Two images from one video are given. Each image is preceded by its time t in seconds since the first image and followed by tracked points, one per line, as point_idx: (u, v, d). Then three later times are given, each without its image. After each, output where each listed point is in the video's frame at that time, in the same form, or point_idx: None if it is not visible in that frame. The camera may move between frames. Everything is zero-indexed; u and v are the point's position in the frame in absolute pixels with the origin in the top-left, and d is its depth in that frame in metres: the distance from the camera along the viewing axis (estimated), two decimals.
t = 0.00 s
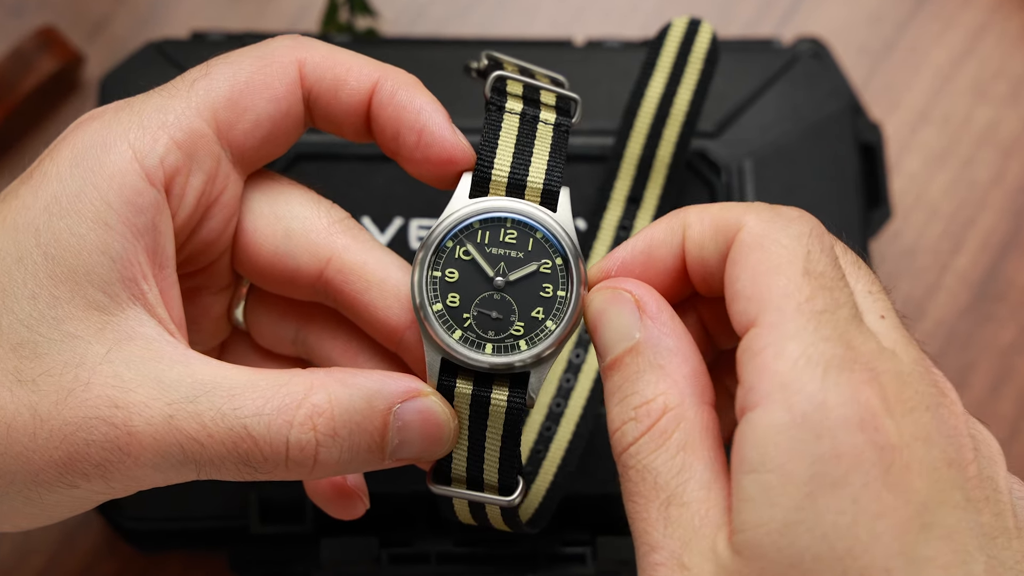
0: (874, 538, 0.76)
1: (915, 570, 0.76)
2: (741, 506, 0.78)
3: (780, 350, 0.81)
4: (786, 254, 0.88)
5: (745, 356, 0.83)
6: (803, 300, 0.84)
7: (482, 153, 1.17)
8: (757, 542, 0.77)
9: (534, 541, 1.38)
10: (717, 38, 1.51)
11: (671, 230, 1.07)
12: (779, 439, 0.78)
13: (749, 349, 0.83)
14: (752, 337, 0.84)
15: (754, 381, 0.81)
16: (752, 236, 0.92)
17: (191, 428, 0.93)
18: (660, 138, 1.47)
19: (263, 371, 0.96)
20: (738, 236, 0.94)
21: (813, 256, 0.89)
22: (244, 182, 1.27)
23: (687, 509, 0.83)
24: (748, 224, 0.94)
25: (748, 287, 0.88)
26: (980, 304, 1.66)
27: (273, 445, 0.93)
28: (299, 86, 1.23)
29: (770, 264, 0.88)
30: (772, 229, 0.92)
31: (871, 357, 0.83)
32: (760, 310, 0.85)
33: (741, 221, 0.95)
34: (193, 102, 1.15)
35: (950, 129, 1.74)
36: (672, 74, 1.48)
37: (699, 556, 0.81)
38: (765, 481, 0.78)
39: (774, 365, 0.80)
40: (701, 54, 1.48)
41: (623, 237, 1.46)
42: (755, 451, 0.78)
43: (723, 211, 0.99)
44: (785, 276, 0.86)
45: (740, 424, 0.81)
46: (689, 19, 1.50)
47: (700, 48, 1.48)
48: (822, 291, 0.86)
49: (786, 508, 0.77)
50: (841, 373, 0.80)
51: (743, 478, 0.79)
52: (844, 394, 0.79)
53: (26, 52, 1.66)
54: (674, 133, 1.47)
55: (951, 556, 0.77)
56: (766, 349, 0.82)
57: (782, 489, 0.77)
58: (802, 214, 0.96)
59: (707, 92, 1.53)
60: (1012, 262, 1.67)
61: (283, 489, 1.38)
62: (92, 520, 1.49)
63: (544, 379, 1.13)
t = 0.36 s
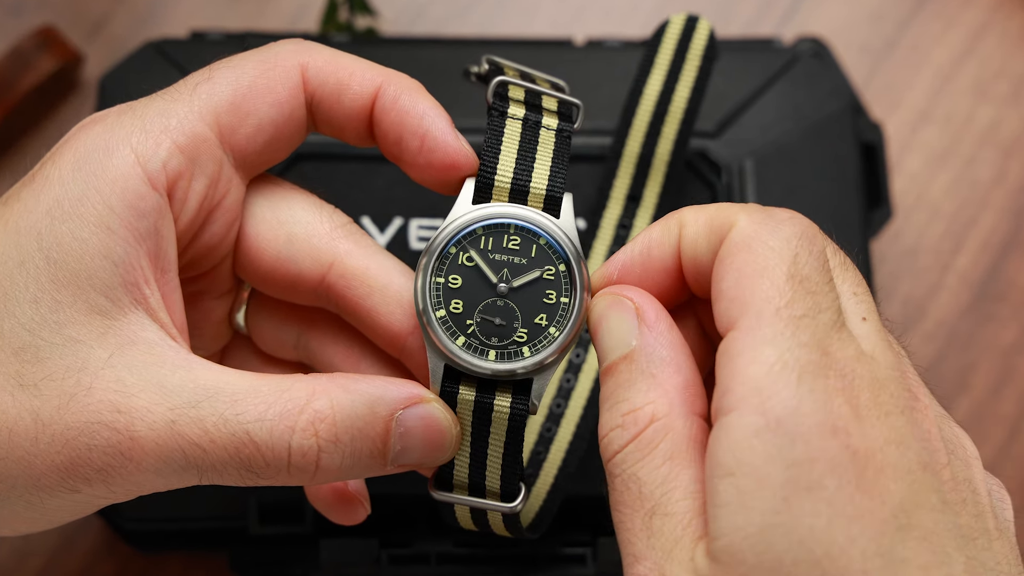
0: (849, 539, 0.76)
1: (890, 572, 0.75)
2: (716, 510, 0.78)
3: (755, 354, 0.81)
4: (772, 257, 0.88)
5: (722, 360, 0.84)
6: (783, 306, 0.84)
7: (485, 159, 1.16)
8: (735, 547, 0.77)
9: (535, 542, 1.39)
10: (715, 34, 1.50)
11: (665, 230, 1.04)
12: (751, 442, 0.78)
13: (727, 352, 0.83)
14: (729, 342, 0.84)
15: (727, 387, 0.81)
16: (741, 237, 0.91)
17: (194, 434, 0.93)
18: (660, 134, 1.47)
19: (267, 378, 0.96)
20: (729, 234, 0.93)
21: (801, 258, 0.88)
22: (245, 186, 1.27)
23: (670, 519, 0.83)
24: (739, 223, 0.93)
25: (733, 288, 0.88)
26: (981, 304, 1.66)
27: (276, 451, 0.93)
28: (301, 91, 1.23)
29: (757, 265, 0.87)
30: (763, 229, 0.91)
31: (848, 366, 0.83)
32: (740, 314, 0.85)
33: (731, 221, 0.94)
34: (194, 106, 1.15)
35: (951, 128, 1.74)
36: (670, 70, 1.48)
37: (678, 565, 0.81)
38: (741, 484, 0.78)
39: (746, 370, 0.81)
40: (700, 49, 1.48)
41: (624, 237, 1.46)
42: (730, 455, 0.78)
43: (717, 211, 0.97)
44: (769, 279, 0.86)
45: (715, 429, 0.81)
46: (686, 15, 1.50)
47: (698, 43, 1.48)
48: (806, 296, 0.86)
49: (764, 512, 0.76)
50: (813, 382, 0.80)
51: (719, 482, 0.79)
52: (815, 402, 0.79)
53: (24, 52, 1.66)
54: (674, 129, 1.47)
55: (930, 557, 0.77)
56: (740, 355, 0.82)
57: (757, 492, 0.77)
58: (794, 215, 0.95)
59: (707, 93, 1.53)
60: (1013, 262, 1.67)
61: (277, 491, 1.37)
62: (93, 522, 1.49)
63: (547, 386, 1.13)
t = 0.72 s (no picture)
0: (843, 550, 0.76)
1: None
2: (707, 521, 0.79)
3: (743, 364, 0.81)
4: (763, 259, 0.87)
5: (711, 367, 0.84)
6: (773, 312, 0.84)
7: (484, 159, 1.16)
8: (725, 560, 0.78)
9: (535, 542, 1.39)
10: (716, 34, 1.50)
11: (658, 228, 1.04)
12: (739, 454, 0.79)
13: (716, 359, 0.83)
14: (717, 349, 0.84)
15: (713, 396, 0.82)
16: (732, 238, 0.90)
17: (193, 433, 0.93)
18: (660, 133, 1.47)
19: (266, 377, 0.96)
20: (720, 235, 0.92)
21: (792, 260, 0.87)
22: (245, 186, 1.26)
23: (667, 526, 0.84)
24: (730, 223, 0.92)
25: (723, 292, 0.87)
26: (982, 304, 1.65)
27: (275, 451, 0.93)
28: (301, 90, 1.23)
29: (747, 268, 0.87)
30: (753, 231, 0.90)
31: (835, 371, 0.83)
32: (730, 319, 0.85)
33: (720, 220, 0.93)
34: (194, 105, 1.15)
35: (952, 128, 1.73)
36: (671, 70, 1.47)
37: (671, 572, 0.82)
38: (730, 497, 0.78)
39: (734, 378, 0.81)
40: (700, 47, 1.48)
41: (624, 236, 1.46)
42: (718, 466, 0.79)
43: (710, 209, 0.96)
44: (759, 285, 0.86)
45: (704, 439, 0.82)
46: (688, 16, 1.50)
47: (699, 43, 1.48)
48: (795, 299, 0.85)
49: (753, 524, 0.77)
50: (801, 391, 0.80)
51: (708, 495, 0.79)
52: (797, 409, 0.79)
53: (23, 51, 1.66)
54: (674, 129, 1.47)
55: (921, 564, 0.78)
56: (728, 362, 0.82)
57: (746, 505, 0.78)
58: (788, 212, 0.93)
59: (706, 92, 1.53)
60: (1013, 262, 1.67)
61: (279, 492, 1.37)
62: (90, 523, 1.48)
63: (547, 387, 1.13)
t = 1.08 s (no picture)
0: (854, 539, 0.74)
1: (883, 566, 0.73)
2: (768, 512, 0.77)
3: (800, 357, 0.80)
4: (795, 255, 0.88)
5: (764, 364, 0.83)
6: (818, 302, 0.83)
7: (481, 151, 1.16)
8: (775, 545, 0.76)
9: (535, 542, 1.38)
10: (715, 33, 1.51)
11: (668, 227, 1.06)
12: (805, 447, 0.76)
13: (768, 354, 0.83)
14: (770, 343, 0.83)
15: (776, 388, 0.80)
16: (755, 239, 0.91)
17: (192, 429, 0.93)
18: (660, 133, 1.47)
19: (265, 371, 0.96)
20: (742, 238, 0.92)
21: (822, 253, 0.88)
22: (243, 181, 1.26)
23: (707, 504, 0.81)
24: (750, 226, 0.92)
25: (761, 292, 0.87)
26: (984, 304, 1.65)
27: (274, 446, 0.93)
28: (299, 83, 1.23)
29: (781, 267, 0.87)
30: (776, 229, 0.90)
31: (891, 355, 0.81)
32: (774, 314, 0.85)
33: (743, 224, 0.94)
34: (192, 101, 1.15)
35: (953, 127, 1.73)
36: (671, 69, 1.48)
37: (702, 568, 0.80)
38: (792, 490, 0.76)
39: (793, 371, 0.80)
40: (700, 46, 1.48)
41: (624, 234, 1.45)
42: (782, 457, 0.77)
43: (722, 211, 0.97)
44: (797, 279, 0.85)
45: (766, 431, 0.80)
46: (686, 14, 1.50)
47: (698, 42, 1.48)
48: (835, 289, 0.85)
49: (807, 517, 0.75)
50: (862, 377, 0.78)
51: (772, 486, 0.78)
52: (868, 398, 0.77)
53: (22, 50, 1.66)
54: (674, 127, 1.47)
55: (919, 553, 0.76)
56: (784, 355, 0.81)
57: (810, 498, 0.75)
58: (808, 211, 0.94)
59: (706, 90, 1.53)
60: (1015, 262, 1.66)
61: (277, 490, 1.36)
62: (87, 523, 1.47)
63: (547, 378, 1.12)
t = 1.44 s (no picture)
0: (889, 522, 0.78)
1: None
2: (823, 499, 0.79)
3: (854, 350, 0.83)
4: (827, 262, 0.91)
5: (813, 362, 0.86)
6: (861, 301, 0.87)
7: (483, 154, 1.16)
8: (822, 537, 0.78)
9: (535, 543, 1.38)
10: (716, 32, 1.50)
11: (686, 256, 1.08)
12: (864, 434, 0.79)
13: (818, 355, 0.85)
14: (818, 343, 0.86)
15: (830, 382, 0.83)
16: (786, 255, 0.94)
17: (192, 432, 0.93)
18: (660, 131, 1.47)
19: (266, 374, 0.96)
20: (773, 257, 0.96)
21: (854, 259, 0.92)
22: (244, 183, 1.26)
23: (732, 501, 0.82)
24: (779, 242, 0.96)
25: (799, 300, 0.90)
26: (985, 305, 1.65)
27: (274, 449, 0.93)
28: (299, 85, 1.23)
29: (818, 274, 0.90)
30: (806, 242, 0.94)
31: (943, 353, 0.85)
32: (824, 313, 0.87)
33: (770, 241, 0.97)
34: (193, 103, 1.14)
35: (954, 127, 1.73)
36: (671, 69, 1.47)
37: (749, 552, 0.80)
38: (853, 477, 0.79)
39: (848, 365, 0.82)
40: (700, 45, 1.48)
41: (624, 233, 1.45)
42: (840, 447, 0.79)
43: (744, 234, 1.01)
44: (836, 281, 0.89)
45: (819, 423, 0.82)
46: (687, 12, 1.50)
47: (699, 40, 1.48)
48: (874, 291, 0.89)
49: (868, 503, 0.78)
50: (918, 369, 0.82)
51: (828, 475, 0.80)
52: (929, 389, 0.80)
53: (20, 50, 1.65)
54: (674, 125, 1.47)
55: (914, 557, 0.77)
56: (838, 352, 0.84)
57: (871, 485, 0.78)
58: (830, 225, 0.99)
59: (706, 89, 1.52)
60: (1015, 264, 1.66)
61: (276, 493, 1.36)
62: (87, 524, 1.47)
63: (547, 382, 1.12)
